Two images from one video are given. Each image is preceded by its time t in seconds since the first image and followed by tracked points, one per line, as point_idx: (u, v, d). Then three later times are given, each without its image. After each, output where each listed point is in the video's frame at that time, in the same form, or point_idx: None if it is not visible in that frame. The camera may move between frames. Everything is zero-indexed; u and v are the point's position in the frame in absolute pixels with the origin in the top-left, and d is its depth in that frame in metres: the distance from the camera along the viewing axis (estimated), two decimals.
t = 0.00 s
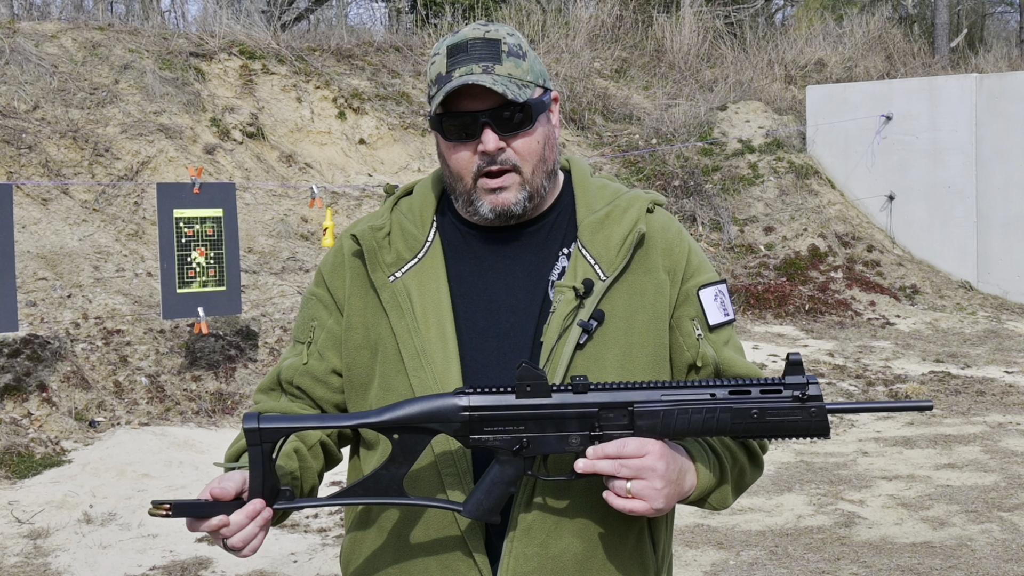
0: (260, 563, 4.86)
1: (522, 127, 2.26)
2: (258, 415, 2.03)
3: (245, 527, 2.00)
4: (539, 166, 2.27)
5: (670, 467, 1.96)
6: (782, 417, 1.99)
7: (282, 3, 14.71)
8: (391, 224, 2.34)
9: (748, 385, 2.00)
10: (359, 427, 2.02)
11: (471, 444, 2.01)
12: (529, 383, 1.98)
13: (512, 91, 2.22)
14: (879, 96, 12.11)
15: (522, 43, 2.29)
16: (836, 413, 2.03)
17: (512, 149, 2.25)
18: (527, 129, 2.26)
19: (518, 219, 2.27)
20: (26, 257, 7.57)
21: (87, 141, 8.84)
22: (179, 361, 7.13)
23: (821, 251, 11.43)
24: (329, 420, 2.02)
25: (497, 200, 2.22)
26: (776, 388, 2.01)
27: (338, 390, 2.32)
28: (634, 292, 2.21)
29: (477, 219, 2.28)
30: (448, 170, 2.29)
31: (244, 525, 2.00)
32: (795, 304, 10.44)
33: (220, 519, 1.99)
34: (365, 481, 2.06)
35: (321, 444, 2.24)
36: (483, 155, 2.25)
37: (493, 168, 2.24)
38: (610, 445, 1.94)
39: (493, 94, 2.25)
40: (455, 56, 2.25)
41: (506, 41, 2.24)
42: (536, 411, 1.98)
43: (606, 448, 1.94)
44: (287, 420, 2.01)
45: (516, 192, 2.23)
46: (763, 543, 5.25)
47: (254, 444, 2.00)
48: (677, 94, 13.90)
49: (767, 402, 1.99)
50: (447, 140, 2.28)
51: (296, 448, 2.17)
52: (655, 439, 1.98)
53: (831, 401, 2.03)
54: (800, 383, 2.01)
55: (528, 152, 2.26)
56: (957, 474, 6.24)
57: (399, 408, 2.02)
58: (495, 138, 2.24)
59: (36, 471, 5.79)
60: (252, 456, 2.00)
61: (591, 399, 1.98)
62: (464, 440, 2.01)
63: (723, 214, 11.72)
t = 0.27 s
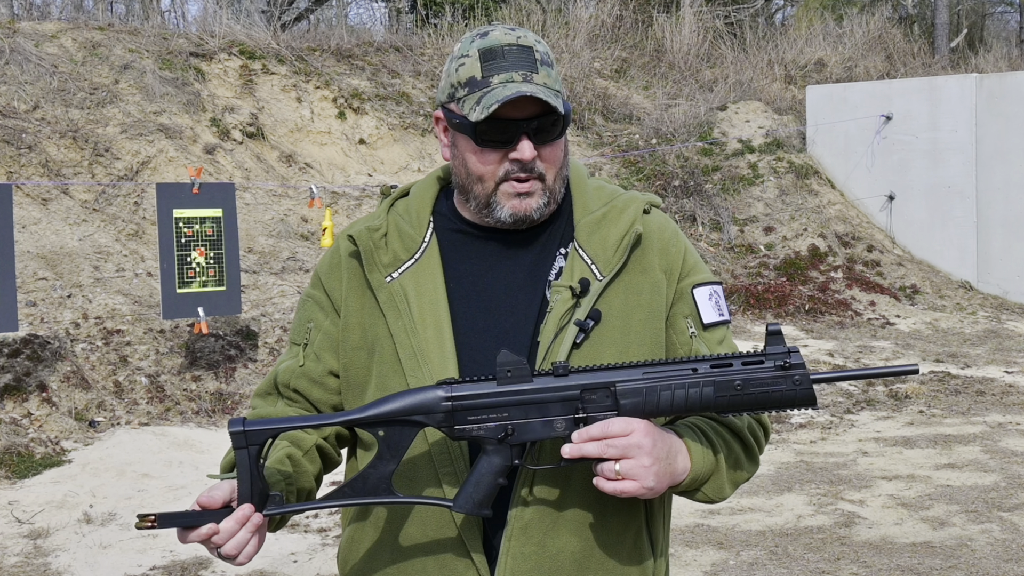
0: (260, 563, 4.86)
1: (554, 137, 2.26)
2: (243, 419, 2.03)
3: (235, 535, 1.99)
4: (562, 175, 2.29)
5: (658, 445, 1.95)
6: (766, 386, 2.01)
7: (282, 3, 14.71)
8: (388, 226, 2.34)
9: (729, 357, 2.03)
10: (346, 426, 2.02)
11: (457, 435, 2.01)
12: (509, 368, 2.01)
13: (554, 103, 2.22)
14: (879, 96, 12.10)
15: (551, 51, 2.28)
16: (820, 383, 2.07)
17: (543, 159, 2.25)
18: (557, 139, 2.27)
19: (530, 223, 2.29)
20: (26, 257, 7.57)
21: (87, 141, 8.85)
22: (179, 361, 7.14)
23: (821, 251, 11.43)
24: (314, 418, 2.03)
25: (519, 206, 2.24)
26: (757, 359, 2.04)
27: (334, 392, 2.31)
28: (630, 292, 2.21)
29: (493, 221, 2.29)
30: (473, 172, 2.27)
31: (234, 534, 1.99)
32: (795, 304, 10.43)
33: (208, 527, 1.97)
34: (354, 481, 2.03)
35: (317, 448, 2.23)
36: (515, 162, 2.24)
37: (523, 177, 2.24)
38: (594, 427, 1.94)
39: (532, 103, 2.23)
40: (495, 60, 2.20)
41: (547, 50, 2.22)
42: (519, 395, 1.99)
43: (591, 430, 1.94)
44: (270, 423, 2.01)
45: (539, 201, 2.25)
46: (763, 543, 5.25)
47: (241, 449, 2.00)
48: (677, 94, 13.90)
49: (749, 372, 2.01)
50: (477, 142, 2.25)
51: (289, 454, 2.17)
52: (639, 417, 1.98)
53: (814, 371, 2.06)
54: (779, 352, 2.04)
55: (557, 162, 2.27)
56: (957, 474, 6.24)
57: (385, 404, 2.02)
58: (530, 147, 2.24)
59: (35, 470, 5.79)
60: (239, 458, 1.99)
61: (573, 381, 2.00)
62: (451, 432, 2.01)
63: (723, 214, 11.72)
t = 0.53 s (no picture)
0: (260, 563, 4.85)
1: (537, 131, 2.25)
2: (242, 429, 2.02)
3: (231, 546, 1.97)
4: (549, 171, 2.27)
5: (653, 465, 1.98)
6: (762, 412, 2.03)
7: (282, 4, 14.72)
8: (388, 224, 2.34)
9: (727, 381, 2.04)
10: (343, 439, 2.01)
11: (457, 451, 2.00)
12: (511, 387, 2.00)
13: (534, 96, 2.22)
14: (879, 96, 12.10)
15: (543, 48, 2.28)
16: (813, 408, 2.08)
17: (525, 152, 2.25)
18: (541, 134, 2.26)
19: (519, 218, 2.27)
20: (26, 257, 7.58)
21: (87, 141, 8.85)
22: (179, 361, 7.14)
23: (821, 251, 11.43)
24: (313, 432, 2.02)
25: (503, 197, 2.22)
26: (754, 383, 2.05)
27: (333, 391, 2.30)
28: (631, 294, 2.21)
29: (480, 215, 2.28)
30: (456, 166, 2.28)
31: (230, 545, 1.97)
32: (796, 304, 10.43)
33: (204, 538, 1.96)
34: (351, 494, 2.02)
35: (314, 450, 2.23)
36: (495, 155, 2.24)
37: (503, 169, 2.23)
38: (592, 449, 1.95)
39: (513, 97, 2.24)
40: (477, 54, 2.22)
41: (530, 45, 2.22)
42: (519, 414, 1.99)
43: (589, 452, 1.95)
44: (269, 435, 2.01)
45: (524, 194, 2.23)
46: (763, 543, 5.25)
47: (239, 459, 1.98)
48: (677, 94, 13.90)
49: (746, 397, 2.03)
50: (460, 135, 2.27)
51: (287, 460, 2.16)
52: (635, 438, 1.99)
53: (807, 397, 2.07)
54: (776, 378, 2.05)
55: (540, 156, 2.25)
56: (956, 474, 6.24)
57: (385, 417, 2.01)
58: (509, 141, 2.24)
59: (35, 470, 5.79)
60: (237, 470, 1.98)
61: (573, 401, 2.00)
62: (451, 448, 2.00)
63: (723, 215, 11.72)
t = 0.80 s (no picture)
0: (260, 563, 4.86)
1: (511, 120, 2.26)
2: (260, 437, 2.02)
3: (244, 552, 1.98)
4: (531, 158, 2.27)
5: (666, 487, 1.99)
6: (775, 442, 2.02)
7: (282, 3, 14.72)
8: (389, 225, 2.35)
9: (741, 410, 2.03)
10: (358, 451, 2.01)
11: (471, 467, 2.01)
12: (529, 407, 1.99)
13: (498, 84, 2.24)
14: (879, 96, 12.11)
15: (504, 39, 2.31)
16: (825, 437, 2.07)
17: (503, 142, 2.25)
18: (516, 122, 2.26)
19: (514, 211, 2.26)
20: (26, 257, 7.57)
21: (87, 141, 8.85)
22: (179, 361, 7.14)
23: (821, 251, 11.42)
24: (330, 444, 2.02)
25: (492, 191, 2.21)
26: (768, 413, 2.03)
27: (335, 392, 2.30)
28: (633, 295, 2.21)
29: (474, 216, 2.27)
30: (441, 170, 2.29)
31: (244, 550, 1.98)
32: (795, 304, 10.43)
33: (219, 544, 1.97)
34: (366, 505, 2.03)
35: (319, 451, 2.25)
36: (475, 151, 2.25)
37: (486, 163, 2.23)
38: (606, 473, 1.95)
39: (480, 91, 2.26)
40: (439, 57, 2.26)
41: (489, 37, 2.26)
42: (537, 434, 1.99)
43: (603, 475, 1.95)
44: (290, 443, 2.01)
45: (513, 183, 2.22)
46: (763, 543, 5.25)
47: (256, 466, 1.99)
48: (677, 94, 13.90)
49: (760, 426, 2.02)
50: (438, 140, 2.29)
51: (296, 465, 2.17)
52: (649, 461, 2.00)
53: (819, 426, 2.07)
54: (791, 409, 2.04)
55: (519, 144, 2.26)
56: (957, 474, 6.24)
57: (400, 431, 2.01)
58: (485, 133, 2.25)
59: (35, 470, 5.79)
60: (254, 478, 1.99)
61: (589, 423, 1.99)
62: (465, 464, 2.00)
63: (723, 215, 11.72)
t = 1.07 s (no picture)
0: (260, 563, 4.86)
1: (503, 123, 2.26)
2: (257, 459, 2.01)
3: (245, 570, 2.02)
4: (524, 161, 2.27)
5: (663, 499, 2.00)
6: (772, 453, 2.03)
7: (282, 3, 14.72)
8: (381, 229, 2.35)
9: (739, 423, 2.03)
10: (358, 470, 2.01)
11: (470, 484, 2.00)
12: (526, 425, 1.98)
13: (490, 88, 2.23)
14: (879, 96, 12.11)
15: (498, 41, 2.30)
16: (822, 445, 2.07)
17: (495, 145, 2.25)
18: (507, 125, 2.26)
19: (505, 214, 2.27)
20: (26, 257, 7.57)
21: (87, 141, 8.85)
22: (179, 361, 7.14)
23: (821, 251, 11.42)
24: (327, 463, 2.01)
25: (483, 195, 2.22)
26: (765, 425, 2.03)
27: (332, 399, 2.31)
28: (627, 295, 2.21)
29: (465, 218, 2.28)
30: (433, 172, 2.29)
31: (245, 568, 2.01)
32: (796, 304, 10.43)
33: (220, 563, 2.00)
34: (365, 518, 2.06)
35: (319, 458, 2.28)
36: (466, 154, 2.25)
37: (477, 166, 2.24)
38: (603, 488, 1.97)
39: (472, 93, 2.25)
40: (431, 59, 2.25)
41: (481, 40, 2.25)
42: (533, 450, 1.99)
43: (599, 491, 1.97)
44: (286, 465, 2.01)
45: (504, 187, 2.23)
46: (763, 543, 5.25)
47: (254, 489, 1.99)
48: (677, 93, 13.90)
49: (756, 439, 2.03)
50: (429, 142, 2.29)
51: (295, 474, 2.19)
52: (646, 474, 2.00)
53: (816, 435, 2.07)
54: (788, 422, 2.03)
55: (511, 147, 2.26)
56: (957, 474, 6.25)
57: (396, 450, 2.01)
58: (477, 136, 2.25)
59: (35, 471, 5.79)
60: (252, 499, 2.00)
61: (586, 439, 1.99)
62: (463, 481, 2.00)
63: (723, 215, 11.72)
